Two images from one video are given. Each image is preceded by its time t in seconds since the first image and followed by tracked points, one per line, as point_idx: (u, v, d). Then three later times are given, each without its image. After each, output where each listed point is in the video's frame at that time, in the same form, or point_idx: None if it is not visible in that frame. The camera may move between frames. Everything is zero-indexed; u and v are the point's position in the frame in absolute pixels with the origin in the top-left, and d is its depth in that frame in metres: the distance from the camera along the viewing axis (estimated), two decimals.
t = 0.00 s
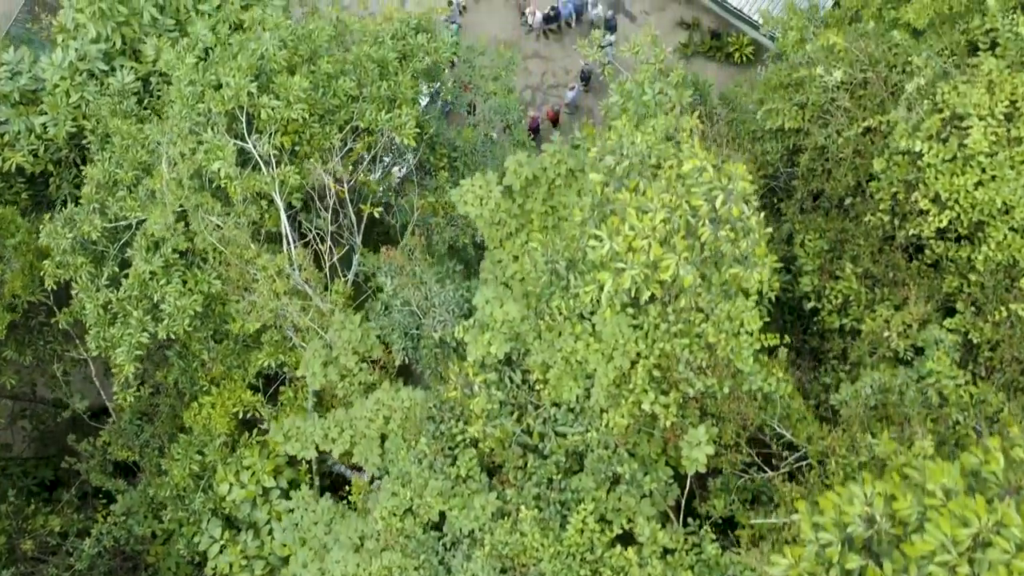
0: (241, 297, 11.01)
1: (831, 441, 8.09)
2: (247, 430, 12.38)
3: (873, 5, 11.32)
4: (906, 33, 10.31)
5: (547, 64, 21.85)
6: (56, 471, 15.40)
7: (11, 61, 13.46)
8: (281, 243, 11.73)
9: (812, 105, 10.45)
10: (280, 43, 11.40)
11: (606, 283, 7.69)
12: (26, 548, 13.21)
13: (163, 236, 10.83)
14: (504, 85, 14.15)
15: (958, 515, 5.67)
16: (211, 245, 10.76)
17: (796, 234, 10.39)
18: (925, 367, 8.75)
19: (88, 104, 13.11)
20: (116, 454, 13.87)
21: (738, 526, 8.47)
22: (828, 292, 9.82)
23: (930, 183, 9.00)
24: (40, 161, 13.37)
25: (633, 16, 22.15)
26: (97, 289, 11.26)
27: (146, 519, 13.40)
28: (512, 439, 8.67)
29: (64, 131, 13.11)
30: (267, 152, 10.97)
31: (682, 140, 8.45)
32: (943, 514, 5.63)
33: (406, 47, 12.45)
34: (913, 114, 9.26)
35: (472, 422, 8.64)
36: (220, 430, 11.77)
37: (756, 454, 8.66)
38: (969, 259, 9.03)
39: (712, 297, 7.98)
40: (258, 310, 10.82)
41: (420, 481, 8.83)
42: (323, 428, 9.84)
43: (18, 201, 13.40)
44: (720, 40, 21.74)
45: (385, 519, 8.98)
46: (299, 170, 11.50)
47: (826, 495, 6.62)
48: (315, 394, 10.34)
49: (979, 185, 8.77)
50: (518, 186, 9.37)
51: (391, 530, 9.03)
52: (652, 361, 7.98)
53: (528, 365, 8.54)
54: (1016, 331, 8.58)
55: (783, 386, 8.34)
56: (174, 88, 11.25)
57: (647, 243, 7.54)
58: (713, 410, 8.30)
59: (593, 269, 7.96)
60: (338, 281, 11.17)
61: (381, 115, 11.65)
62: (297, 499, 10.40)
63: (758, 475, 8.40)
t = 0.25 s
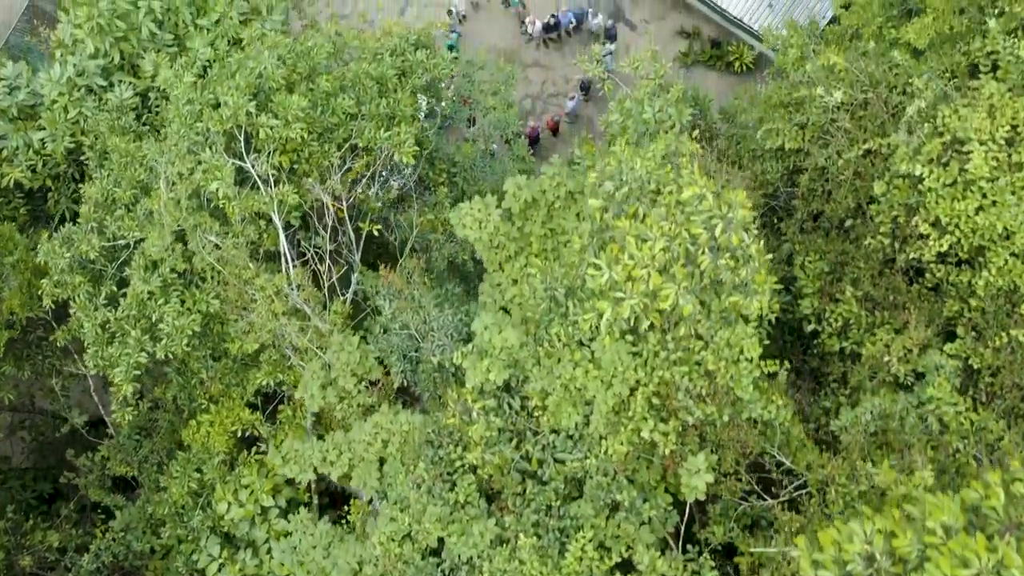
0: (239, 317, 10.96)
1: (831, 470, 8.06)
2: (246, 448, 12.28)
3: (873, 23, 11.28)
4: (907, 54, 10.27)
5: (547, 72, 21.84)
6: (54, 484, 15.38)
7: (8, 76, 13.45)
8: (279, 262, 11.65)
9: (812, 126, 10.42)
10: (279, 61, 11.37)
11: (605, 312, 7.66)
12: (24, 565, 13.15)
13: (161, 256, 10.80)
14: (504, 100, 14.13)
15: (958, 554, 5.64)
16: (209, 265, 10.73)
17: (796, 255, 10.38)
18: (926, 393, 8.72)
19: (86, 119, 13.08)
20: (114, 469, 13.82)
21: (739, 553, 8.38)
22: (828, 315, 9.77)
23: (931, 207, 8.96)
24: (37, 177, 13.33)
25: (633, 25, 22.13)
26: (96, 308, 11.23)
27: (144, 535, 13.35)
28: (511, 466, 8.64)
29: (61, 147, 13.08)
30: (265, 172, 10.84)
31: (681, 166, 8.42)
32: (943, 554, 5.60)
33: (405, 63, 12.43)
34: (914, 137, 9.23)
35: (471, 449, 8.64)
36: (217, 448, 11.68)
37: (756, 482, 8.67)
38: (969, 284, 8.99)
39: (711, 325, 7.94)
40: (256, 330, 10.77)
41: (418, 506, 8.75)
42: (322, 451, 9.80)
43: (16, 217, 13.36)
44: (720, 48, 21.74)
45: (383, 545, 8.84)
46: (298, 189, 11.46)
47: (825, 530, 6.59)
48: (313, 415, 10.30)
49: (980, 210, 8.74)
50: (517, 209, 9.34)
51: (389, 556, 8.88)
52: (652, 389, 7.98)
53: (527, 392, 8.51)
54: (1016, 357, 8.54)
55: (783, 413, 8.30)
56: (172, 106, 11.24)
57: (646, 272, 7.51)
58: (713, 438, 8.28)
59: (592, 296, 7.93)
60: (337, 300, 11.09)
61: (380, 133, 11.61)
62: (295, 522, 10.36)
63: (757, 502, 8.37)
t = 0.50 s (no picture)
0: (238, 334, 10.94)
1: (830, 495, 8.03)
2: (245, 465, 12.27)
3: (874, 40, 11.25)
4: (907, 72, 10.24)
5: (547, 80, 21.83)
6: (53, 495, 15.39)
7: (7, 90, 13.46)
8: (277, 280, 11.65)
9: (812, 144, 10.39)
10: (277, 77, 11.34)
11: (604, 337, 7.64)
12: None
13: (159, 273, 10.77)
14: (503, 113, 14.10)
15: None
16: (208, 282, 10.71)
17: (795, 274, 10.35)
18: (926, 416, 8.68)
19: (85, 133, 13.04)
20: (113, 483, 13.80)
21: None
22: (828, 335, 9.74)
23: (931, 229, 8.93)
24: (36, 190, 13.31)
25: (633, 33, 22.10)
26: (94, 324, 11.21)
27: (143, 549, 13.33)
28: (509, 488, 8.59)
29: (60, 161, 13.06)
30: (264, 189, 10.82)
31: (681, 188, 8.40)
32: None
33: (404, 77, 12.40)
34: (914, 157, 9.21)
35: (469, 471, 8.61)
36: (217, 464, 11.68)
37: (755, 506, 8.66)
38: (970, 305, 8.96)
39: (711, 348, 7.91)
40: (255, 348, 10.77)
41: (417, 528, 8.73)
42: (320, 470, 9.69)
43: (14, 230, 13.35)
44: (720, 57, 21.72)
45: (382, 566, 8.87)
46: (296, 206, 11.43)
47: (824, 560, 6.55)
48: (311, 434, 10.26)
49: (981, 232, 8.71)
50: (516, 230, 9.32)
51: None
52: (651, 414, 7.93)
53: (525, 415, 8.49)
54: (1017, 380, 8.52)
55: (782, 437, 8.28)
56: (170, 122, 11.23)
57: (645, 298, 7.49)
58: (712, 461, 8.25)
59: (591, 320, 7.91)
60: (335, 317, 11.08)
61: (379, 149, 11.59)
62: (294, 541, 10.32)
63: (756, 527, 8.36)
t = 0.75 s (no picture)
0: (236, 354, 10.92)
1: (830, 523, 8.01)
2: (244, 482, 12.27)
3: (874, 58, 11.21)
4: (907, 92, 10.21)
5: (547, 89, 21.81)
6: (52, 507, 15.42)
7: (6, 104, 13.44)
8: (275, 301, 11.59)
9: (813, 164, 10.34)
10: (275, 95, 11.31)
11: (602, 366, 7.61)
12: None
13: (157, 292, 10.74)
14: (502, 128, 14.06)
15: None
16: (206, 302, 10.69)
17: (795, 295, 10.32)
18: (926, 442, 8.66)
19: (83, 148, 13.05)
20: (111, 498, 13.78)
21: None
22: (828, 358, 9.70)
23: (931, 253, 8.91)
24: (35, 206, 13.28)
25: (633, 41, 22.07)
26: (92, 343, 11.19)
27: (142, 565, 13.31)
28: (508, 515, 8.56)
29: (58, 177, 13.03)
30: (262, 209, 10.80)
31: (680, 214, 8.39)
32: None
33: (403, 94, 12.36)
34: (914, 181, 9.18)
35: (468, 498, 8.58)
36: (216, 483, 11.67)
37: (753, 533, 8.61)
38: (970, 330, 8.92)
39: (711, 377, 7.87)
40: (254, 368, 10.75)
41: (415, 554, 8.70)
42: (318, 493, 9.69)
43: (13, 246, 13.32)
44: (720, 65, 21.71)
45: None
46: (294, 224, 11.39)
47: None
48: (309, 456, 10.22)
49: (981, 257, 8.67)
50: (514, 253, 9.29)
51: None
52: (650, 442, 7.91)
53: (524, 441, 8.47)
54: (1017, 406, 8.50)
55: (781, 464, 8.25)
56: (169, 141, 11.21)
57: (643, 328, 7.47)
58: (711, 488, 8.22)
59: (590, 348, 7.89)
60: (333, 338, 11.00)
61: (377, 167, 11.56)
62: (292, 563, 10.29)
63: (756, 554, 8.32)
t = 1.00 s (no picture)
0: (235, 371, 10.90)
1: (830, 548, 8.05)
2: (242, 498, 12.26)
3: (875, 73, 11.18)
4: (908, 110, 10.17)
5: (547, 97, 21.77)
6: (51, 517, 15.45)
7: (4, 117, 13.41)
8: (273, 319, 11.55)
9: (812, 182, 10.32)
10: (274, 111, 11.29)
11: (601, 392, 7.60)
12: None
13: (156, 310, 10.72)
14: (502, 140, 14.01)
15: None
16: (204, 319, 10.67)
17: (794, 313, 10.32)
18: (926, 464, 8.63)
19: (82, 162, 13.02)
20: (110, 512, 13.76)
21: None
22: (828, 378, 9.66)
23: (931, 275, 8.88)
24: (33, 219, 13.25)
25: (633, 49, 22.03)
26: (90, 359, 11.16)
27: None
28: (506, 537, 8.54)
29: (56, 191, 13.00)
30: (260, 226, 10.77)
31: (679, 237, 8.37)
32: None
33: (402, 107, 12.32)
34: (914, 201, 9.16)
35: (466, 521, 8.57)
36: (215, 498, 11.67)
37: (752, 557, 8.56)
38: (971, 351, 8.90)
39: (710, 401, 7.86)
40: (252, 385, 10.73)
41: None
42: (317, 512, 9.57)
43: (11, 259, 13.29)
44: (720, 73, 21.72)
45: None
46: (293, 240, 11.37)
47: None
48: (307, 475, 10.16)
49: (982, 279, 8.65)
50: (513, 272, 9.28)
51: None
52: (649, 466, 7.89)
53: (523, 464, 8.46)
54: (1017, 429, 8.49)
55: (780, 488, 8.24)
56: (167, 157, 11.18)
57: (643, 353, 7.46)
58: (710, 512, 8.19)
59: (589, 373, 7.87)
60: (332, 355, 10.96)
61: (376, 183, 11.55)
62: None
63: None
